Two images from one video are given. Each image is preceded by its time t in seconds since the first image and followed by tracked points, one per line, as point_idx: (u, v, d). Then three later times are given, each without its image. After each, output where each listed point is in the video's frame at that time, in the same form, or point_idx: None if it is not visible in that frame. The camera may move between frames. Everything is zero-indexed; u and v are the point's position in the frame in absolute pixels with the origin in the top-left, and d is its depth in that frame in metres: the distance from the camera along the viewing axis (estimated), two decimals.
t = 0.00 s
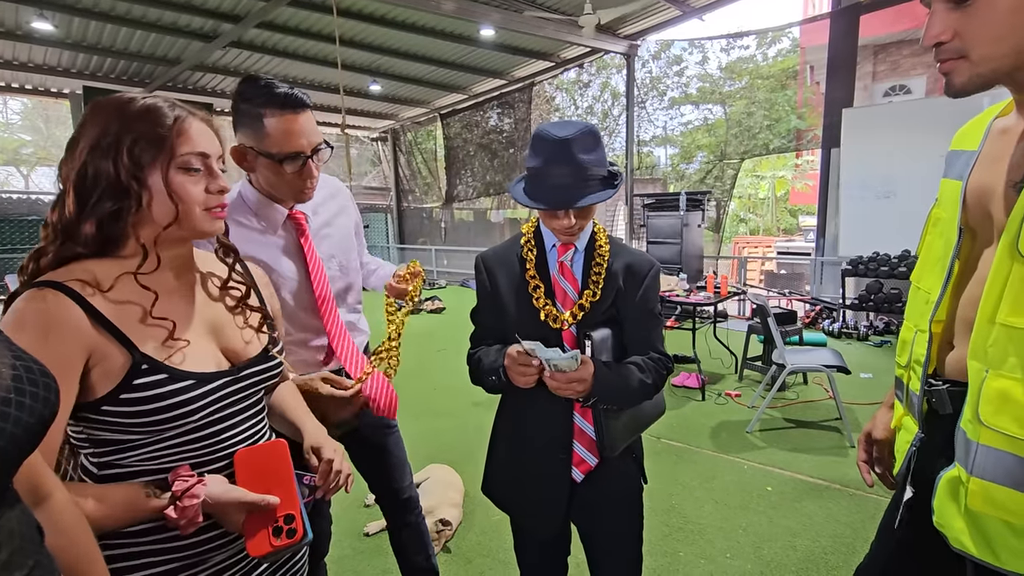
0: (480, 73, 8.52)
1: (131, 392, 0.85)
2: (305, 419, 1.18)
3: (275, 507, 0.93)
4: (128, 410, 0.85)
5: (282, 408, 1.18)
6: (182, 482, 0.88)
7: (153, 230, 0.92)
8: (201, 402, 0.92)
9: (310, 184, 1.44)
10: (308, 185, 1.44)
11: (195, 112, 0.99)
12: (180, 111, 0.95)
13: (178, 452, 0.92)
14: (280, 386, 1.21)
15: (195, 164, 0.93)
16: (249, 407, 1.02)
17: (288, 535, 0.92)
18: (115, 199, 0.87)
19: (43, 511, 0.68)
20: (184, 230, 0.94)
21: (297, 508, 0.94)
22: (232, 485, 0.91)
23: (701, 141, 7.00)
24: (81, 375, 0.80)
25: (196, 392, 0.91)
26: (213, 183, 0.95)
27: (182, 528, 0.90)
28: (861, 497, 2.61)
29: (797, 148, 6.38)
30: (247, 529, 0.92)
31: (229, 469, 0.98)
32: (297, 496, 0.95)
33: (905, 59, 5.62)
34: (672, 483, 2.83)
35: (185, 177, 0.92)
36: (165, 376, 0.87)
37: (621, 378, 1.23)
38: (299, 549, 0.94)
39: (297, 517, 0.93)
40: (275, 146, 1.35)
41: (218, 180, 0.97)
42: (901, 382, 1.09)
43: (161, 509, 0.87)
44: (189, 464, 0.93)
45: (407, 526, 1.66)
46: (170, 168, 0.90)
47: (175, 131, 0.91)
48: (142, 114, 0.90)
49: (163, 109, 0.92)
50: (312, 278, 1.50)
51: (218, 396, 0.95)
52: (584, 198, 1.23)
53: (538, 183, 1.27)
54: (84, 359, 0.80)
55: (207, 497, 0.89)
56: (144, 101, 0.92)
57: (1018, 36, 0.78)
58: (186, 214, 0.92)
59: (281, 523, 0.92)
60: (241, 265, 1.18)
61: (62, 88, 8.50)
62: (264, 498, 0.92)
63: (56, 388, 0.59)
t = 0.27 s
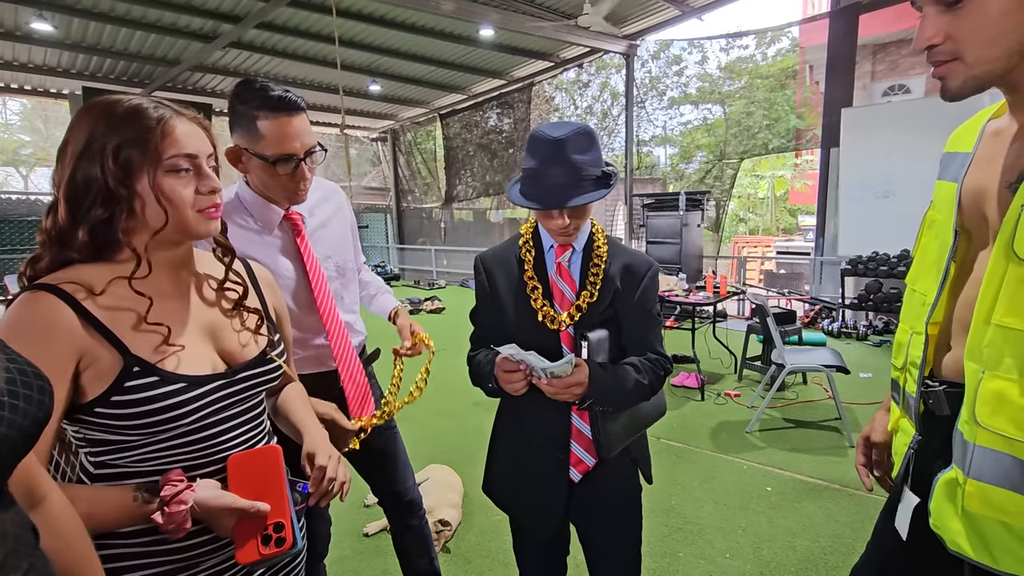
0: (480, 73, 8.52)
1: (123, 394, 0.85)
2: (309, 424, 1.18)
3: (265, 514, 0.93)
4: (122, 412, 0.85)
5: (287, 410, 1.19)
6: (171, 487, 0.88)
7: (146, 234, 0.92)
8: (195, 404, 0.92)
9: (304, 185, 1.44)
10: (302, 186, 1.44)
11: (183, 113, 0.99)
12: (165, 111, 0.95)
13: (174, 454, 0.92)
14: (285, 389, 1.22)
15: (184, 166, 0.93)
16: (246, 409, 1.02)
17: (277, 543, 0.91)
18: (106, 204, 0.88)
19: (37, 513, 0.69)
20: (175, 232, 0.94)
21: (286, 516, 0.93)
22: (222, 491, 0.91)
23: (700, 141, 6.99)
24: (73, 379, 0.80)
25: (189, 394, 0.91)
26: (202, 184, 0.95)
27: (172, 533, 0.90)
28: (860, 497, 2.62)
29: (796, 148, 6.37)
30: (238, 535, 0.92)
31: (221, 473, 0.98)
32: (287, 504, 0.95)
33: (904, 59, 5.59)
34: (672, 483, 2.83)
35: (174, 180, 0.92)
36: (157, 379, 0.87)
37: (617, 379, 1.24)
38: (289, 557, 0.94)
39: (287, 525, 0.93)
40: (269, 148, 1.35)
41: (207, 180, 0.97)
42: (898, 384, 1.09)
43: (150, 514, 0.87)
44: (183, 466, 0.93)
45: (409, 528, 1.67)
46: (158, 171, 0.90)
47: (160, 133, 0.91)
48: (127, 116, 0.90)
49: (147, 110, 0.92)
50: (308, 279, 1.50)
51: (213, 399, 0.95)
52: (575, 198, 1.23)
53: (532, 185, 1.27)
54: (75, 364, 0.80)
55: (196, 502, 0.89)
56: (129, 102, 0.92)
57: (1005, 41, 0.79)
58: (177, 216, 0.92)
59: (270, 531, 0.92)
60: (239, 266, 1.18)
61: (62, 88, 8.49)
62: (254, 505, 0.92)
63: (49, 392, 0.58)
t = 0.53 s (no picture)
0: (480, 73, 8.53)
1: (123, 393, 0.85)
2: (312, 427, 1.19)
3: (264, 516, 0.93)
4: (122, 411, 0.85)
5: (292, 412, 1.20)
6: (171, 486, 0.88)
7: (147, 234, 0.93)
8: (196, 404, 0.92)
9: (306, 185, 1.44)
10: (304, 186, 1.44)
11: (184, 112, 0.98)
12: (165, 110, 0.95)
13: (176, 452, 0.92)
14: (291, 390, 1.22)
15: (184, 165, 0.93)
16: (248, 410, 1.02)
17: (275, 545, 0.91)
18: (107, 205, 0.88)
19: (36, 510, 0.69)
20: (176, 232, 0.94)
21: (286, 518, 0.93)
22: (222, 491, 0.91)
23: (700, 140, 6.98)
24: (72, 378, 0.80)
25: (190, 394, 0.91)
26: (204, 184, 0.95)
27: (170, 533, 0.90)
28: (860, 497, 2.62)
29: (796, 148, 6.38)
30: (236, 537, 0.92)
31: (222, 474, 0.98)
32: (287, 506, 0.94)
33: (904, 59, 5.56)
34: (672, 482, 2.84)
35: (174, 179, 0.92)
36: (158, 378, 0.87)
37: (614, 380, 1.24)
38: (289, 558, 0.94)
39: (286, 527, 0.93)
40: (272, 146, 1.35)
41: (209, 180, 0.96)
42: (895, 388, 1.10)
43: (149, 513, 0.88)
44: (184, 465, 0.93)
45: (412, 528, 1.67)
46: (158, 171, 0.90)
47: (159, 132, 0.91)
48: (127, 116, 0.90)
49: (148, 110, 0.92)
50: (307, 279, 1.50)
51: (214, 399, 0.94)
52: (558, 192, 1.25)
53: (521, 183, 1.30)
54: (76, 362, 0.80)
55: (195, 502, 0.89)
56: (130, 103, 0.92)
57: (998, 41, 0.77)
58: (178, 216, 0.92)
59: (270, 533, 0.92)
60: (242, 267, 1.18)
61: (62, 88, 8.50)
62: (254, 506, 0.93)
63: (47, 390, 0.59)
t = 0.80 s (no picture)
0: (482, 72, 8.54)
1: (129, 391, 0.85)
2: (317, 421, 1.20)
3: (271, 511, 0.94)
4: (127, 408, 0.86)
5: (298, 408, 1.21)
6: (178, 483, 0.89)
7: (151, 232, 0.93)
8: (200, 400, 0.92)
9: (312, 183, 1.45)
10: (310, 184, 1.45)
11: (188, 111, 0.99)
12: (171, 109, 0.95)
13: (180, 450, 0.93)
14: (294, 386, 1.23)
15: (188, 164, 0.93)
16: (251, 407, 1.03)
17: (283, 540, 0.93)
18: (112, 203, 0.89)
19: (39, 506, 0.69)
20: (181, 231, 0.95)
21: (293, 513, 0.94)
22: (228, 487, 0.92)
23: (701, 140, 6.97)
24: (78, 376, 0.81)
25: (194, 391, 0.91)
26: (208, 183, 0.96)
27: (177, 529, 0.91)
28: (861, 496, 2.62)
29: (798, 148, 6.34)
30: (243, 532, 0.93)
31: (227, 470, 0.99)
32: (293, 501, 0.95)
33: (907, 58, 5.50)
34: (673, 481, 2.84)
35: (180, 178, 0.92)
36: (162, 375, 0.88)
37: (605, 382, 1.25)
38: (296, 553, 0.95)
39: (293, 522, 0.94)
40: (280, 144, 1.37)
41: (213, 178, 0.97)
42: (890, 390, 1.04)
43: (156, 510, 0.88)
44: (189, 463, 0.94)
45: (413, 527, 1.68)
46: (163, 169, 0.91)
47: (165, 131, 0.92)
48: (133, 115, 0.90)
49: (153, 109, 0.93)
50: (312, 277, 1.50)
51: (219, 396, 0.95)
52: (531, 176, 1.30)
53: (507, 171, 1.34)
54: (81, 360, 0.81)
55: (202, 499, 0.90)
56: (135, 102, 0.93)
57: (968, 46, 0.78)
58: (183, 214, 0.93)
59: (277, 528, 0.93)
60: (244, 265, 1.18)
61: (64, 87, 8.52)
62: (261, 502, 0.93)
63: (47, 386, 0.60)
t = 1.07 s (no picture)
0: (486, 72, 8.54)
1: (138, 388, 0.86)
2: (322, 416, 1.21)
3: (279, 508, 0.95)
4: (136, 405, 0.87)
5: (304, 404, 1.22)
6: (186, 479, 0.90)
7: (160, 230, 0.94)
8: (208, 397, 0.93)
9: (317, 181, 1.46)
10: (315, 182, 1.46)
11: (196, 112, 1.00)
12: (181, 110, 0.96)
13: (189, 446, 0.94)
14: (301, 382, 1.24)
15: (198, 163, 0.94)
16: (258, 403, 1.04)
17: (290, 536, 0.94)
18: (121, 203, 0.90)
19: (50, 502, 0.70)
20: (190, 229, 0.96)
21: (300, 510, 0.95)
22: (237, 484, 0.93)
23: (706, 139, 6.94)
24: (88, 373, 0.82)
25: (202, 388, 0.92)
26: (217, 182, 0.97)
27: (186, 525, 0.92)
28: (865, 497, 2.62)
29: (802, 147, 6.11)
30: (251, 528, 0.94)
31: (236, 467, 1.00)
32: (300, 498, 0.96)
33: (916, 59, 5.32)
34: (676, 481, 2.85)
35: (189, 177, 0.93)
36: (171, 372, 0.89)
37: (596, 385, 1.26)
38: (303, 550, 0.96)
39: (300, 519, 0.95)
40: (286, 143, 1.38)
41: (221, 178, 0.98)
42: (848, 386, 1.05)
43: (166, 506, 0.89)
44: (198, 459, 0.95)
45: (418, 526, 1.68)
46: (173, 168, 0.92)
47: (175, 131, 0.93)
48: (144, 115, 0.91)
49: (164, 109, 0.94)
50: (317, 275, 1.51)
51: (227, 393, 0.96)
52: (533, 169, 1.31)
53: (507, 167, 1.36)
54: (91, 357, 0.82)
55: (211, 495, 0.91)
56: (144, 103, 0.94)
57: (942, 53, 0.80)
58: (193, 214, 0.94)
59: (284, 525, 0.94)
60: (250, 264, 1.19)
61: (71, 88, 8.58)
62: (269, 499, 0.94)
63: (57, 379, 0.60)
